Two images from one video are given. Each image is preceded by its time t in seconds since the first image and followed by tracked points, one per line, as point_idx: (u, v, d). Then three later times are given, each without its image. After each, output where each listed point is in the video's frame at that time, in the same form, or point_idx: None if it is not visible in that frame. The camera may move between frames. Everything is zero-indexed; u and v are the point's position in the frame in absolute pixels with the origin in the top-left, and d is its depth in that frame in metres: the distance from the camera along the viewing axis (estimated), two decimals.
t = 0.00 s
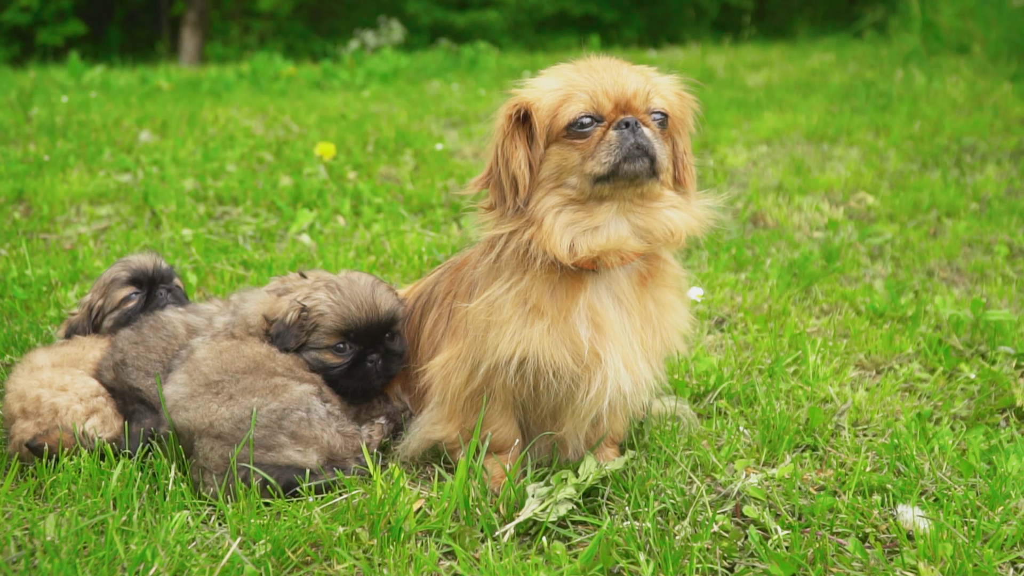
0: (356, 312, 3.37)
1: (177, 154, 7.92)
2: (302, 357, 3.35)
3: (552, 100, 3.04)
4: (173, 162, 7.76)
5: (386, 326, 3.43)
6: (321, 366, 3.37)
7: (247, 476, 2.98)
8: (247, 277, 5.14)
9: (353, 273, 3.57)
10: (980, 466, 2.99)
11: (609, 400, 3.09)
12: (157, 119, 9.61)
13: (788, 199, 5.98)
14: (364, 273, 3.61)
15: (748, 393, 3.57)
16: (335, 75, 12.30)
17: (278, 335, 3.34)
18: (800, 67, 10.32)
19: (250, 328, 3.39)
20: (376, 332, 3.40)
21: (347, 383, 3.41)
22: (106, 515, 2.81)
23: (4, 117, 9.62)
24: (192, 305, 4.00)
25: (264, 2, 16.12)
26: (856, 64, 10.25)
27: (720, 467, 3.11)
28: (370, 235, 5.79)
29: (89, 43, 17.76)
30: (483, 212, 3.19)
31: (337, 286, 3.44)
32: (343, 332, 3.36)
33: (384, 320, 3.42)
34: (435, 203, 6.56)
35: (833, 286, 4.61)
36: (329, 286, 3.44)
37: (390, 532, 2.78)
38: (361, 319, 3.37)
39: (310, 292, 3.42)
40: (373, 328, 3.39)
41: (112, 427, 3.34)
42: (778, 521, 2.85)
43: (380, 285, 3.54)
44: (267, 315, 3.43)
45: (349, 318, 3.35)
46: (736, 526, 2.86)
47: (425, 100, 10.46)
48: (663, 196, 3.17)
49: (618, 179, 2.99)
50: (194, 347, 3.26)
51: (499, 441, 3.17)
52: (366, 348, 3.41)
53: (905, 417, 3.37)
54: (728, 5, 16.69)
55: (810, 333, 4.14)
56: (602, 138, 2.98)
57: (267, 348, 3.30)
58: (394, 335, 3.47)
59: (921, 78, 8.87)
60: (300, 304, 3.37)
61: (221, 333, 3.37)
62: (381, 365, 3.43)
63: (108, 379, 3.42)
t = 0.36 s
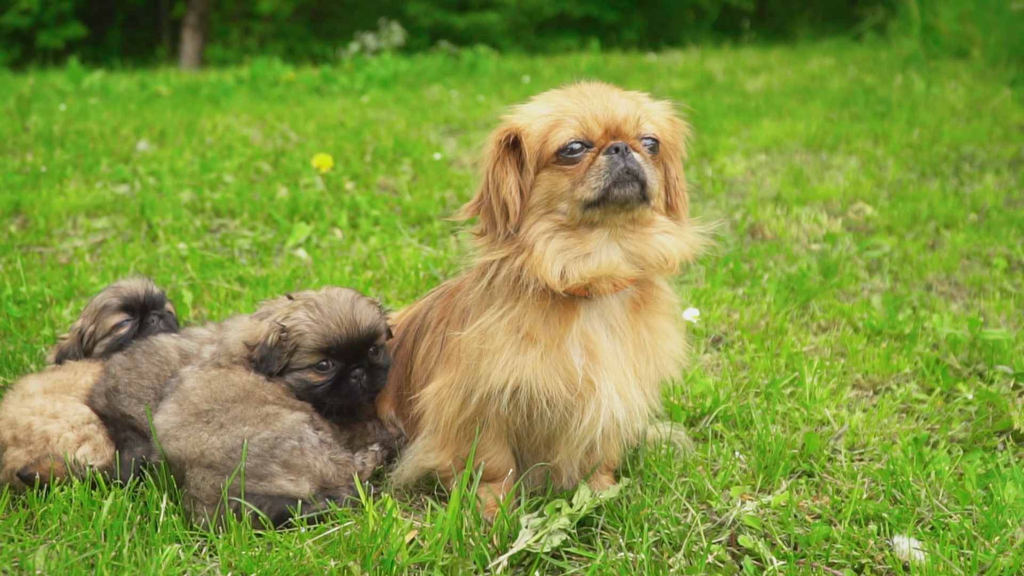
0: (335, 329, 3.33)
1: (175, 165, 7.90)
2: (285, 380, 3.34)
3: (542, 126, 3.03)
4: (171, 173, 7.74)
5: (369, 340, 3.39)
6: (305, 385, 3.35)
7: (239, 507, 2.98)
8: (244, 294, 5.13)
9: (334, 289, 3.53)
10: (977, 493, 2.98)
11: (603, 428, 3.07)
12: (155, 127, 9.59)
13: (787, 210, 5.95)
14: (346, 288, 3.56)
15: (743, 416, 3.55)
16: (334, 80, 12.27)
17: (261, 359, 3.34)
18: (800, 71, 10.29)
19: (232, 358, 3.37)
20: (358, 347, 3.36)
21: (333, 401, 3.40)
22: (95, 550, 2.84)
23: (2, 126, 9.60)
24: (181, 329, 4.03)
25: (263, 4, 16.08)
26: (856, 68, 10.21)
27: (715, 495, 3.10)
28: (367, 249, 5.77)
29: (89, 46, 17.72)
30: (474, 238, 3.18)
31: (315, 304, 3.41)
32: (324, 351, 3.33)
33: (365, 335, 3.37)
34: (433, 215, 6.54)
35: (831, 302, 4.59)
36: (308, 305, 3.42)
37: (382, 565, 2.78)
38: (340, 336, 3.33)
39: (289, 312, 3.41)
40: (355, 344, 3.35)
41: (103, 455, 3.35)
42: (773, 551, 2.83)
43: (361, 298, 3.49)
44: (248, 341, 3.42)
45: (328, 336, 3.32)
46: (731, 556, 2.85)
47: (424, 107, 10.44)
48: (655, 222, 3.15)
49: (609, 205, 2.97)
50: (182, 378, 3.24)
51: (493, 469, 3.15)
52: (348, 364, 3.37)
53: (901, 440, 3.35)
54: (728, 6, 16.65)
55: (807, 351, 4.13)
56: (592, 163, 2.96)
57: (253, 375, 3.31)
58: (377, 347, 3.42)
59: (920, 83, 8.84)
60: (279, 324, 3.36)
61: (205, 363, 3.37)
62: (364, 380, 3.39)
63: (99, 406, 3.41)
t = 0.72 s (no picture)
0: (316, 338, 3.28)
1: (175, 170, 7.89)
2: (268, 393, 3.32)
3: (542, 140, 3.01)
4: (171, 178, 7.74)
5: (351, 348, 3.33)
6: (288, 396, 3.32)
7: (235, 523, 3.04)
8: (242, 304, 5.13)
9: (317, 296, 3.47)
10: (977, 509, 2.96)
11: (601, 443, 3.06)
12: (156, 132, 9.59)
13: (788, 218, 5.94)
14: (329, 295, 3.49)
15: (743, 430, 3.54)
16: (335, 83, 12.27)
17: (244, 371, 3.32)
18: (802, 75, 10.26)
19: (217, 379, 3.38)
20: (340, 356, 3.30)
21: (316, 411, 3.35)
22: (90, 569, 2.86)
23: (3, 130, 9.59)
24: (180, 343, 4.02)
25: (265, 6, 16.08)
26: (858, 72, 10.19)
27: (714, 511, 3.08)
28: (366, 257, 5.76)
29: (91, 47, 17.72)
30: (471, 251, 3.16)
31: (297, 312, 3.34)
32: (306, 361, 3.28)
33: (348, 344, 3.31)
34: (433, 222, 6.53)
35: (831, 312, 4.57)
36: (289, 314, 3.35)
37: None
38: (322, 346, 3.28)
39: (271, 322, 3.35)
40: (337, 354, 3.30)
41: (101, 469, 3.39)
42: (772, 569, 2.82)
43: (344, 306, 3.42)
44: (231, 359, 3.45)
45: (310, 346, 3.27)
46: (729, 573, 2.84)
47: (425, 110, 10.43)
48: (654, 237, 3.13)
49: (608, 221, 2.96)
50: (173, 398, 3.30)
51: (490, 485, 3.14)
52: (331, 374, 3.32)
53: (901, 455, 3.33)
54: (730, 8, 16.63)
55: (807, 363, 4.11)
56: (591, 179, 2.95)
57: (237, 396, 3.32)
58: (359, 355, 3.37)
59: (922, 88, 8.82)
60: (260, 335, 3.31)
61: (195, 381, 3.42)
62: (348, 390, 3.34)
63: (97, 419, 3.45)
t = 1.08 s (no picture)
0: (305, 340, 3.21)
1: (177, 170, 7.89)
2: (258, 394, 3.27)
3: (547, 142, 3.00)
4: (174, 178, 7.74)
5: (341, 349, 3.26)
6: (278, 398, 3.28)
7: (236, 522, 3.04)
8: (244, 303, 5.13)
9: (308, 294, 3.39)
10: (980, 509, 2.95)
11: (603, 444, 3.06)
12: (158, 131, 9.60)
13: (790, 217, 5.92)
14: (320, 292, 3.41)
15: (745, 429, 3.53)
16: (337, 83, 12.28)
17: (235, 373, 3.27)
18: (805, 75, 10.25)
19: (211, 383, 3.34)
20: (330, 357, 3.24)
21: (307, 412, 3.30)
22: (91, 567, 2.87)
23: (5, 129, 9.60)
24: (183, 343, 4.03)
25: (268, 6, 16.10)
26: (861, 72, 10.18)
27: (716, 510, 3.08)
28: (369, 256, 5.76)
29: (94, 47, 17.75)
30: (474, 250, 3.15)
31: (286, 312, 3.27)
32: (296, 362, 3.23)
33: (339, 345, 3.25)
34: (435, 221, 6.52)
35: (833, 312, 4.56)
36: (279, 314, 3.28)
37: None
38: (311, 347, 3.21)
39: (259, 323, 3.29)
40: (326, 355, 3.23)
41: (101, 467, 3.39)
42: (774, 568, 2.81)
43: (335, 305, 3.34)
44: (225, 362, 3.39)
45: (299, 348, 3.21)
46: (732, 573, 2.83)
47: (427, 110, 10.42)
48: (658, 239, 3.12)
49: (612, 225, 2.95)
50: (169, 401, 3.31)
51: (492, 484, 3.14)
52: (322, 374, 3.27)
53: (904, 455, 3.32)
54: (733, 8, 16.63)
55: (810, 363, 4.10)
56: (596, 182, 2.94)
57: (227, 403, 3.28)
58: (350, 355, 3.31)
59: (925, 88, 8.81)
60: (250, 336, 3.25)
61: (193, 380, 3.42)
62: (339, 391, 3.28)
63: (99, 417, 3.46)
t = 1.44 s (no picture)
0: (310, 328, 3.20)
1: (181, 166, 7.90)
2: (262, 382, 3.27)
3: (559, 132, 3.00)
4: (178, 174, 7.74)
5: (345, 337, 3.25)
6: (282, 386, 3.27)
7: (244, 511, 3.04)
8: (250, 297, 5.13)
9: (312, 283, 3.37)
10: (990, 498, 2.95)
11: (612, 434, 3.06)
12: (162, 129, 9.61)
13: (795, 213, 5.92)
14: (325, 282, 3.40)
15: (753, 420, 3.53)
16: (341, 81, 12.28)
17: (239, 362, 3.26)
18: (808, 74, 10.26)
19: (216, 376, 3.36)
20: (334, 345, 3.23)
21: (312, 401, 3.30)
22: (100, 554, 2.88)
23: (9, 126, 9.61)
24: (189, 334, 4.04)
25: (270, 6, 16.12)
26: (864, 70, 10.18)
27: (724, 500, 3.08)
28: (374, 251, 5.76)
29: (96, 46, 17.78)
30: (484, 240, 3.15)
31: (290, 300, 3.26)
32: (300, 350, 3.22)
33: (343, 334, 3.24)
34: (440, 217, 6.52)
35: (840, 306, 4.56)
36: (283, 303, 3.27)
37: (388, 569, 2.77)
38: (316, 336, 3.20)
39: (264, 312, 3.28)
40: (331, 344, 3.22)
41: (109, 457, 3.38)
42: (784, 557, 2.81)
43: (340, 294, 3.34)
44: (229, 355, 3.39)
45: (304, 335, 3.20)
46: (741, 561, 2.84)
47: (431, 108, 10.43)
48: (668, 230, 3.13)
49: (623, 216, 2.95)
50: (175, 392, 3.32)
51: (500, 473, 3.14)
52: (326, 363, 3.25)
53: (912, 446, 3.33)
54: (735, 9, 16.65)
55: (817, 355, 4.10)
56: (608, 173, 2.94)
57: (232, 396, 3.30)
58: (354, 344, 3.30)
59: (928, 86, 8.81)
60: (254, 324, 3.24)
61: (199, 373, 3.42)
62: (344, 379, 3.28)
63: (106, 406, 3.47)
